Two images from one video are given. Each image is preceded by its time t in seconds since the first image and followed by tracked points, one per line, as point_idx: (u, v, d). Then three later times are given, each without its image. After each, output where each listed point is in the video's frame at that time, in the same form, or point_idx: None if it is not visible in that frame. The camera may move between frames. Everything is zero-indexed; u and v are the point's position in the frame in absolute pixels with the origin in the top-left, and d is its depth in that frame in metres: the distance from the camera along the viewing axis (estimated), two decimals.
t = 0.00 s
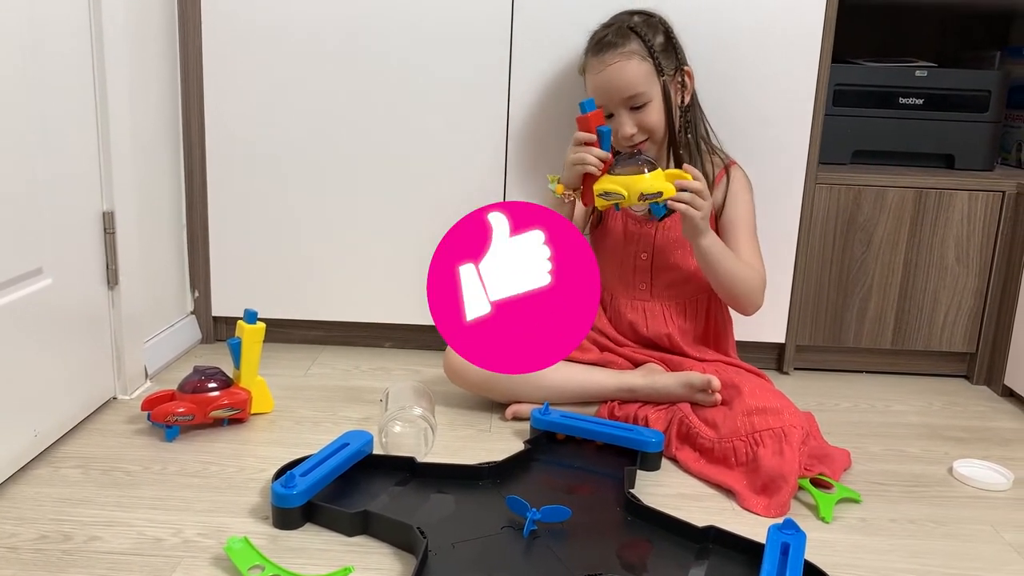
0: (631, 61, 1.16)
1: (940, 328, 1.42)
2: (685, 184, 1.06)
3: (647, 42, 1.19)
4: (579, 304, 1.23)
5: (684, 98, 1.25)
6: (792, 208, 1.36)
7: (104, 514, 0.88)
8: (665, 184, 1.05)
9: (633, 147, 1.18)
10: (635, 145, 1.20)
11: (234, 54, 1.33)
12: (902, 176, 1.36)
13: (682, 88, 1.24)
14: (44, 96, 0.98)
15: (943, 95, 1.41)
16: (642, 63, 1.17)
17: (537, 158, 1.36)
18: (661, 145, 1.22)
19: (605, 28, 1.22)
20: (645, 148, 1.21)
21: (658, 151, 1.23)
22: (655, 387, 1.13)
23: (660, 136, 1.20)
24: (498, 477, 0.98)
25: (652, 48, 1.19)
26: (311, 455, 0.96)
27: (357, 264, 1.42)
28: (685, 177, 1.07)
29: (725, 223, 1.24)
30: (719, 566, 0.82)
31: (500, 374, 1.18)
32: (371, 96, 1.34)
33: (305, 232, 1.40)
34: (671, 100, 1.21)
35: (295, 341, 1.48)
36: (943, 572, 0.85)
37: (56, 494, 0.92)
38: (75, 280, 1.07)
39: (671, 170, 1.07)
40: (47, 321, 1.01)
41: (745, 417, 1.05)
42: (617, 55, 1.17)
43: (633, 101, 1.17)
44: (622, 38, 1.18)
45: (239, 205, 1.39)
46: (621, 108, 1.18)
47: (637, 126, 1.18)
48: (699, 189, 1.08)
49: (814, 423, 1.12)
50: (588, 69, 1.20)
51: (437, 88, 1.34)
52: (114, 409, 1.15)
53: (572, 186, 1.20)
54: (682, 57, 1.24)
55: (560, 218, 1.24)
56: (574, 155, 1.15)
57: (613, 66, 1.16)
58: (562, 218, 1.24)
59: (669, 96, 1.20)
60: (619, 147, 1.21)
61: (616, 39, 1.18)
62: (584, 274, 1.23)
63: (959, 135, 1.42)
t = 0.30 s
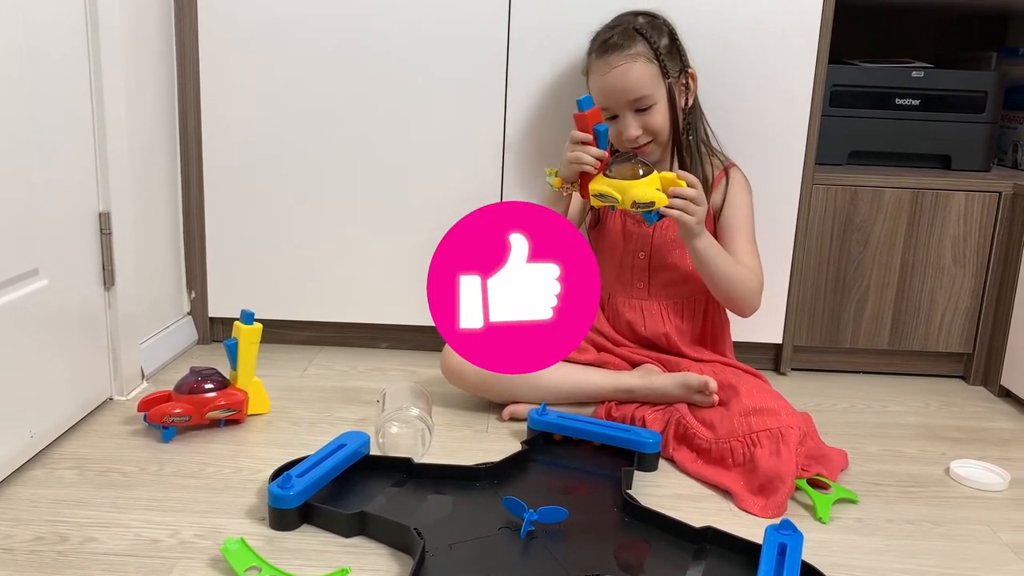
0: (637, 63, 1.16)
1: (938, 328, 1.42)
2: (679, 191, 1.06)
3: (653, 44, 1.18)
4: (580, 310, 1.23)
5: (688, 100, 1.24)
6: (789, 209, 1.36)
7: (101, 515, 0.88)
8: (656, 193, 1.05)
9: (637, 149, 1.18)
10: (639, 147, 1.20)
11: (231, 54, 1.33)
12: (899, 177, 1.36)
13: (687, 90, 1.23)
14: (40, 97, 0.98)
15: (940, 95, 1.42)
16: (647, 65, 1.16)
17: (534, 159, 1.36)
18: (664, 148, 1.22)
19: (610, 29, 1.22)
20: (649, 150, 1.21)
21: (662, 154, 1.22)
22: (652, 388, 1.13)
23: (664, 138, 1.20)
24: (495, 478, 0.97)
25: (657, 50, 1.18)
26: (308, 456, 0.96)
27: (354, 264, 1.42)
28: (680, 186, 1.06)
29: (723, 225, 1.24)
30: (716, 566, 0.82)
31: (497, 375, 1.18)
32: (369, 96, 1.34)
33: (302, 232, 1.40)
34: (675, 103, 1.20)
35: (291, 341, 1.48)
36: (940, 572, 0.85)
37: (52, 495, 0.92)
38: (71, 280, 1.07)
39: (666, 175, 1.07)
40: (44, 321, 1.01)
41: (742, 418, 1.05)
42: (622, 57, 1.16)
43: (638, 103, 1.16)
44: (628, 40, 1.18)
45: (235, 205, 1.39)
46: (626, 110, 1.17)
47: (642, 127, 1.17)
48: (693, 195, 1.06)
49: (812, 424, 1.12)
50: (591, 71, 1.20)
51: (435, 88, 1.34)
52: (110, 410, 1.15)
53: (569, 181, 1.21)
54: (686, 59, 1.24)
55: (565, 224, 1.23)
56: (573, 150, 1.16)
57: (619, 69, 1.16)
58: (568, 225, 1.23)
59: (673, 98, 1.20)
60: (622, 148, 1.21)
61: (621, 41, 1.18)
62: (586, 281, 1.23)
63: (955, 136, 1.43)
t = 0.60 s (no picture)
0: (646, 61, 1.16)
1: (936, 329, 1.42)
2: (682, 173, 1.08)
3: (664, 43, 1.19)
4: (580, 310, 1.23)
5: (694, 103, 1.25)
6: (787, 210, 1.36)
7: (98, 516, 0.88)
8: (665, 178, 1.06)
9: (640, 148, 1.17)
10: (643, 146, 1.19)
11: (229, 55, 1.33)
12: (897, 177, 1.36)
13: (693, 93, 1.23)
14: (38, 96, 0.98)
15: (938, 96, 1.42)
16: (656, 64, 1.16)
17: (533, 160, 1.36)
18: (666, 150, 1.22)
19: (620, 26, 1.22)
20: (653, 151, 1.20)
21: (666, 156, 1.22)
22: (651, 389, 1.13)
23: (668, 140, 1.20)
24: (494, 479, 0.97)
25: (667, 50, 1.19)
26: (306, 457, 0.96)
27: (352, 265, 1.41)
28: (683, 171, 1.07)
29: (723, 225, 1.24)
30: (715, 567, 0.82)
31: (497, 377, 1.18)
32: (366, 97, 1.34)
33: (300, 234, 1.40)
34: (681, 106, 1.20)
35: (290, 342, 1.47)
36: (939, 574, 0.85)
37: (49, 497, 0.91)
38: (69, 281, 1.07)
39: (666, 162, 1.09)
40: (41, 322, 1.01)
41: (741, 420, 1.05)
42: (632, 54, 1.16)
43: (645, 102, 1.16)
44: (639, 37, 1.18)
45: (233, 206, 1.39)
46: (632, 108, 1.17)
47: (647, 127, 1.17)
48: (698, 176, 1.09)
49: (810, 426, 1.12)
50: (600, 66, 1.19)
51: (433, 89, 1.34)
52: (108, 411, 1.15)
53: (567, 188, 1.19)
54: (693, 62, 1.24)
55: (566, 225, 1.23)
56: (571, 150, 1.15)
57: (628, 65, 1.15)
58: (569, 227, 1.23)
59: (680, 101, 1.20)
60: (623, 146, 1.20)
61: (632, 38, 1.18)
62: (586, 281, 1.23)
63: (954, 137, 1.43)
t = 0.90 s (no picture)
0: (656, 64, 1.16)
1: (935, 330, 1.42)
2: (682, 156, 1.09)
3: (675, 48, 1.19)
4: (580, 310, 1.23)
5: (697, 109, 1.25)
6: (786, 210, 1.36)
7: (95, 518, 0.88)
8: (666, 161, 1.07)
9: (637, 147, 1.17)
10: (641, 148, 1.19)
11: (228, 56, 1.33)
12: (896, 178, 1.36)
13: (697, 99, 1.24)
14: (37, 97, 0.98)
15: (937, 98, 1.42)
16: (666, 69, 1.16)
17: (532, 161, 1.36)
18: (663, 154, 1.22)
19: (633, 24, 1.21)
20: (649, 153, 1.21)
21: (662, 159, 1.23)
22: (649, 390, 1.13)
23: (666, 144, 1.20)
24: (492, 480, 0.97)
25: (677, 55, 1.19)
26: (304, 459, 0.96)
27: (351, 266, 1.41)
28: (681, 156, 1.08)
29: (720, 224, 1.24)
30: (713, 569, 0.82)
31: (497, 377, 1.18)
32: (365, 98, 1.34)
33: (299, 235, 1.40)
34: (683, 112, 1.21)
35: (288, 343, 1.47)
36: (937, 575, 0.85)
37: (46, 498, 0.91)
38: (66, 282, 1.07)
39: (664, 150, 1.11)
40: (39, 323, 1.00)
41: (739, 420, 1.05)
42: (643, 55, 1.16)
43: (649, 105, 1.16)
44: (651, 39, 1.17)
45: (232, 207, 1.39)
46: (635, 110, 1.17)
47: (647, 130, 1.17)
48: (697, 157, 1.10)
49: (808, 427, 1.12)
50: (608, 63, 1.19)
51: (432, 90, 1.34)
52: (106, 412, 1.15)
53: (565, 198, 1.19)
54: (699, 69, 1.25)
55: (567, 226, 1.21)
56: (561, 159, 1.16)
57: (638, 66, 1.15)
58: (570, 227, 1.21)
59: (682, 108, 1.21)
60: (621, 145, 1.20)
61: (644, 38, 1.18)
62: (586, 281, 1.23)
63: (952, 138, 1.43)
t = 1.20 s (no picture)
0: (665, 71, 1.15)
1: (935, 332, 1.41)
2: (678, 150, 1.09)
3: (685, 55, 1.18)
4: (580, 311, 1.23)
5: (702, 118, 1.25)
6: (785, 213, 1.35)
7: (90, 522, 0.87)
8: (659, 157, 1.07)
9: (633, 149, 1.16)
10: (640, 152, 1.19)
11: (225, 57, 1.32)
12: (896, 180, 1.35)
13: (704, 106, 1.24)
14: (31, 99, 0.98)
15: (937, 100, 1.42)
16: (674, 76, 1.16)
17: (530, 163, 1.36)
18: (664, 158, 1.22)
19: (646, 25, 1.20)
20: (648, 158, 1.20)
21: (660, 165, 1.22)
22: (648, 394, 1.12)
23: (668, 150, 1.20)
24: (489, 484, 0.96)
25: (687, 62, 1.18)
26: (300, 462, 0.95)
27: (349, 268, 1.41)
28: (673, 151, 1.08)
29: (717, 226, 1.24)
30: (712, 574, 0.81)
31: (493, 382, 1.17)
32: (363, 99, 1.34)
33: (296, 237, 1.39)
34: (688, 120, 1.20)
35: (285, 346, 1.47)
36: None
37: (40, 502, 0.91)
38: (61, 285, 1.06)
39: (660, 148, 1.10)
40: (33, 326, 1.00)
41: (739, 424, 1.04)
42: (652, 61, 1.15)
43: (654, 111, 1.16)
44: (662, 44, 1.17)
45: (230, 209, 1.38)
46: (640, 114, 1.16)
47: (649, 135, 1.17)
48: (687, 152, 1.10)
49: (807, 430, 1.12)
50: (617, 64, 1.18)
51: (430, 91, 1.33)
52: (101, 416, 1.14)
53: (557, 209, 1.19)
54: (707, 77, 1.24)
55: (565, 225, 1.19)
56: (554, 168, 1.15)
57: (646, 72, 1.15)
58: (567, 225, 1.19)
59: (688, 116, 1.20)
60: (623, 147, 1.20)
61: (656, 41, 1.17)
62: (586, 281, 1.22)
63: (952, 140, 1.42)
